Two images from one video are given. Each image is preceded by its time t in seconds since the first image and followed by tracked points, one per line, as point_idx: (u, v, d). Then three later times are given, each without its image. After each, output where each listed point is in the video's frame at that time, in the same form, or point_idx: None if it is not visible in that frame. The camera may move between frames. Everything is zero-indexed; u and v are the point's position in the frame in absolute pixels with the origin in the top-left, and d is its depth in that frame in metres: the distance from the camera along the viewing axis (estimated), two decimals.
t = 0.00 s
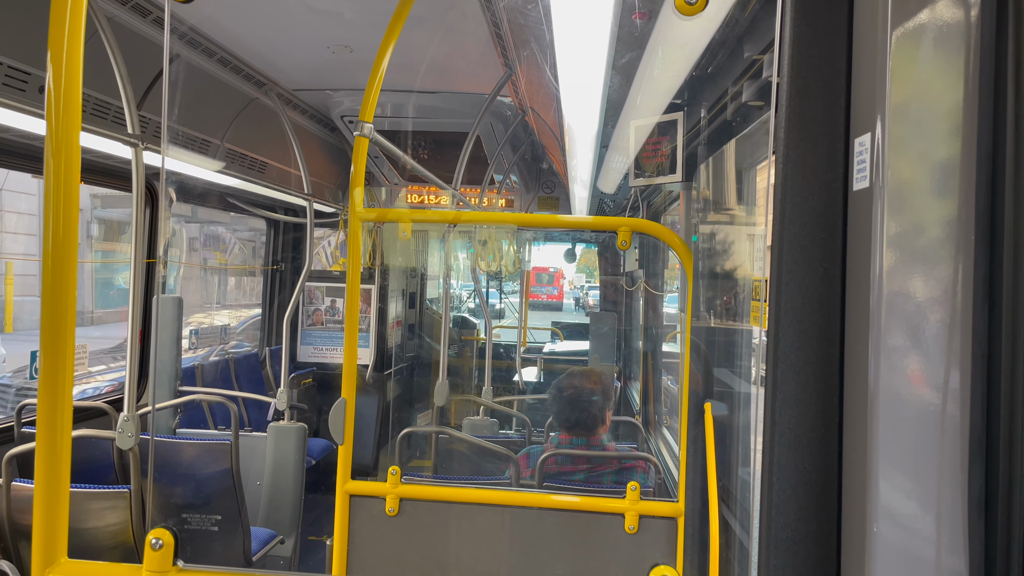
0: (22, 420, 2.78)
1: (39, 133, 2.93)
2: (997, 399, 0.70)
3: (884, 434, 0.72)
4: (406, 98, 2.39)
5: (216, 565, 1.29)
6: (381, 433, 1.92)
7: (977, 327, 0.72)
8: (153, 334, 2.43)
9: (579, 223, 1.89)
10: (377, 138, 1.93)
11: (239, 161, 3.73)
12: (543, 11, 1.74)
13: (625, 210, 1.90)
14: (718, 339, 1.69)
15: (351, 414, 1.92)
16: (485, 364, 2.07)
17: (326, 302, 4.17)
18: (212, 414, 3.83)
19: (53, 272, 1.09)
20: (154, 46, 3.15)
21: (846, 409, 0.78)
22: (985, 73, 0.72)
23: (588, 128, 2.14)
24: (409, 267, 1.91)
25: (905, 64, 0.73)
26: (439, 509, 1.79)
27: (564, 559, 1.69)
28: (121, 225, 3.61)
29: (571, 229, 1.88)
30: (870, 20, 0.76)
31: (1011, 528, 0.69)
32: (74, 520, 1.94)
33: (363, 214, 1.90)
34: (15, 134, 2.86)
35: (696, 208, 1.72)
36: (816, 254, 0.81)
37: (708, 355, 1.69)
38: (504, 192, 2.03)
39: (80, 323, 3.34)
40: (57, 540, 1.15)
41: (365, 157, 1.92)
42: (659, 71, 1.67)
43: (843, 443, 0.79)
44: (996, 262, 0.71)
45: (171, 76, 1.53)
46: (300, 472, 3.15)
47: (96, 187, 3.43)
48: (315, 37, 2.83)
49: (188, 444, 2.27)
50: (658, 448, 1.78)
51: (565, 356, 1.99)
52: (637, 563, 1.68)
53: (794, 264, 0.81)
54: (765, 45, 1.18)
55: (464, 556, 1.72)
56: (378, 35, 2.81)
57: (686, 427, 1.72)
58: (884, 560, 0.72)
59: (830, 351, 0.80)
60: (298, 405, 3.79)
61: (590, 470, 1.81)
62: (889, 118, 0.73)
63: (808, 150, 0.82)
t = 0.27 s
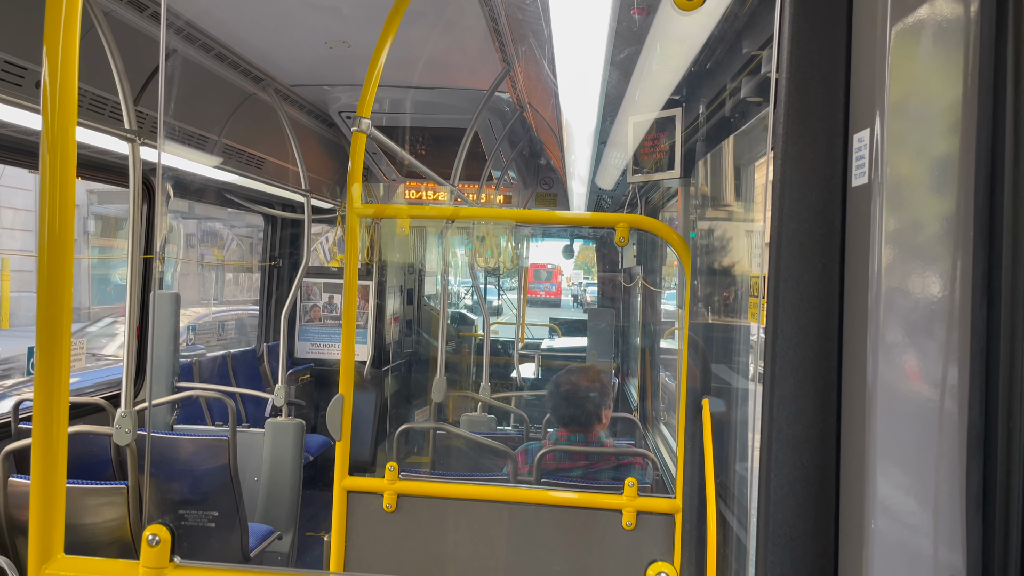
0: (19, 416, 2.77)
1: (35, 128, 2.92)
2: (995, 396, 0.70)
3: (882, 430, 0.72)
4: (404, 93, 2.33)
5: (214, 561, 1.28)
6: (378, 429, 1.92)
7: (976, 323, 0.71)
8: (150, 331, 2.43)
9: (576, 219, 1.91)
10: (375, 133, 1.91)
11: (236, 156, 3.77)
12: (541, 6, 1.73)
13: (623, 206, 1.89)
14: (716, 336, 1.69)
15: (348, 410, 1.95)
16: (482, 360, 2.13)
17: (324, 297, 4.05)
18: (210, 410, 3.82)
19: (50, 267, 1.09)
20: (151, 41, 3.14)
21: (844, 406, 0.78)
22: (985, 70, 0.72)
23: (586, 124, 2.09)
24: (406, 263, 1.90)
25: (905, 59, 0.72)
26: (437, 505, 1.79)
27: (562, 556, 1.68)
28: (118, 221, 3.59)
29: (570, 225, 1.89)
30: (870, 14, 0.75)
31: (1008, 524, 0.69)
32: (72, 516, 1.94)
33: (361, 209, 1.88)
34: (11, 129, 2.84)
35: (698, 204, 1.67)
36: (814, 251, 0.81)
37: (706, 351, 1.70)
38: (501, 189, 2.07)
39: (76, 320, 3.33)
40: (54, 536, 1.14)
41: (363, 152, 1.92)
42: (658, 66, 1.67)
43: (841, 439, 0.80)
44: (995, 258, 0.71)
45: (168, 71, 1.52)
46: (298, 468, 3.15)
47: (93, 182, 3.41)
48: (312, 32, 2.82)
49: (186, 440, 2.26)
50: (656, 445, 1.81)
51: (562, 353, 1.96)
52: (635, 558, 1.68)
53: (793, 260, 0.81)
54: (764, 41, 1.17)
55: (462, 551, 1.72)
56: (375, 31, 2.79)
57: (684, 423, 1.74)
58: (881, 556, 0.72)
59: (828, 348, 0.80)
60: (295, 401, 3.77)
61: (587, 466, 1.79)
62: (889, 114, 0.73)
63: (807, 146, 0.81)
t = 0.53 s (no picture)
0: (16, 414, 2.76)
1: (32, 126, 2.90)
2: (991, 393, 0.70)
3: (878, 428, 0.72)
4: (402, 92, 2.56)
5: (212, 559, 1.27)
6: (377, 425, 1.92)
7: (972, 322, 0.72)
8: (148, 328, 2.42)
9: (574, 218, 1.86)
10: (372, 132, 1.85)
11: (234, 155, 3.71)
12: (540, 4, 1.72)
13: (621, 205, 1.88)
14: (712, 333, 1.73)
15: (346, 410, 1.88)
16: (481, 358, 2.10)
17: (322, 295, 4.00)
18: (208, 408, 3.82)
19: (47, 265, 1.09)
20: (148, 39, 3.13)
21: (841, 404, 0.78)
22: (982, 69, 0.72)
23: (583, 124, 2.17)
24: (405, 261, 1.91)
25: (903, 58, 0.72)
26: (434, 503, 1.79)
27: (560, 553, 1.68)
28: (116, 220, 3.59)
29: (567, 224, 1.85)
30: (867, 12, 0.75)
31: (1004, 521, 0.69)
32: (69, 514, 1.94)
33: (358, 207, 1.81)
34: (7, 126, 2.83)
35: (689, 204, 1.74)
36: (811, 249, 0.81)
37: (703, 349, 1.71)
38: (499, 187, 1.99)
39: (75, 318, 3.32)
40: (52, 533, 1.14)
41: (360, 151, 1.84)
42: (657, 64, 1.70)
43: (837, 438, 0.80)
44: (992, 257, 0.71)
45: (166, 69, 1.51)
46: (296, 465, 3.16)
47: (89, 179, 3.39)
48: (310, 30, 2.81)
49: (183, 439, 2.26)
50: (653, 442, 1.79)
51: (561, 352, 1.97)
52: (632, 556, 1.68)
53: (790, 258, 0.81)
54: (761, 40, 1.18)
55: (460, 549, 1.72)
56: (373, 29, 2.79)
57: (682, 421, 1.71)
58: (877, 553, 0.72)
59: (825, 347, 0.81)
60: (293, 400, 3.77)
61: (584, 464, 1.81)
62: (886, 113, 0.73)
63: (805, 144, 0.81)
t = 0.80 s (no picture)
0: (12, 413, 2.75)
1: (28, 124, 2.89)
2: (986, 391, 0.71)
3: (874, 426, 0.73)
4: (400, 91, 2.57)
5: (209, 557, 1.27)
6: (374, 425, 1.92)
7: (968, 320, 0.72)
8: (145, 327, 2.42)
9: (573, 216, 1.84)
10: (369, 131, 1.82)
11: (231, 154, 3.69)
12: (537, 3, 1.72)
13: (618, 205, 1.91)
14: (710, 332, 1.70)
15: (343, 409, 1.89)
16: (478, 357, 2.21)
17: (319, 293, 4.05)
18: (205, 407, 3.82)
19: (43, 264, 1.08)
20: (145, 37, 3.12)
21: (837, 402, 0.79)
22: (978, 68, 0.72)
23: (581, 123, 2.16)
24: (402, 260, 1.90)
25: (899, 57, 0.73)
26: (431, 501, 1.79)
27: (557, 551, 1.68)
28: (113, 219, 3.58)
29: (566, 222, 1.85)
30: (863, 11, 0.76)
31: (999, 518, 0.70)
32: (66, 513, 1.94)
33: (356, 205, 1.85)
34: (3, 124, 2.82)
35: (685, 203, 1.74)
36: (807, 247, 0.81)
37: (700, 348, 1.68)
38: (497, 186, 2.03)
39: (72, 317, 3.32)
40: (49, 532, 1.14)
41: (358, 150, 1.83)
42: (654, 63, 1.70)
43: (834, 436, 0.80)
44: (987, 256, 0.72)
45: (162, 67, 1.50)
46: (293, 464, 3.15)
47: (84, 178, 3.38)
48: (307, 29, 2.80)
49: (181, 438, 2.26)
50: (650, 441, 1.79)
51: (557, 350, 2.06)
52: (629, 554, 1.68)
53: (786, 257, 0.82)
54: (758, 40, 1.18)
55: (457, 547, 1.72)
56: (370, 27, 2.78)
57: (678, 419, 1.70)
58: (873, 550, 0.73)
59: (821, 345, 0.81)
60: (290, 399, 3.76)
61: (582, 462, 1.79)
62: (883, 112, 0.73)
63: (801, 143, 0.82)
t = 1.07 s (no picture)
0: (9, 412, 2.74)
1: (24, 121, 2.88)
2: (983, 388, 0.71)
3: (872, 423, 0.73)
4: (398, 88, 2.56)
5: (206, 555, 1.27)
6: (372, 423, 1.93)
7: (965, 317, 0.72)
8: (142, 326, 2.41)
9: (569, 214, 1.86)
10: (367, 129, 1.84)
11: (229, 152, 3.68)
12: None
13: (615, 202, 1.89)
14: (709, 330, 1.65)
15: (342, 406, 1.91)
16: (476, 355, 2.20)
17: (316, 292, 4.15)
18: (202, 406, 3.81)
19: (40, 261, 1.07)
20: (142, 35, 3.10)
21: (835, 399, 0.79)
22: (976, 65, 0.72)
23: (578, 121, 2.14)
24: (399, 258, 1.98)
25: (897, 54, 0.72)
26: (429, 499, 1.79)
27: (555, 548, 1.67)
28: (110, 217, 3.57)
29: (562, 220, 1.86)
30: (861, 9, 0.75)
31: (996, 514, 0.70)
32: (63, 511, 1.93)
33: (354, 203, 1.88)
34: None
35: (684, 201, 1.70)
36: (805, 244, 0.81)
37: (698, 346, 1.67)
38: (495, 184, 2.01)
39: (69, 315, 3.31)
40: (46, 531, 1.13)
41: (355, 148, 1.84)
42: (652, 61, 1.69)
43: (832, 432, 0.80)
44: (985, 252, 0.72)
45: (160, 65, 1.50)
46: (290, 463, 3.15)
47: (79, 176, 3.36)
48: (304, 26, 2.79)
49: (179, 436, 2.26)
50: (648, 439, 1.80)
51: (554, 348, 2.05)
52: (627, 552, 1.68)
53: (785, 254, 0.82)
54: (755, 38, 1.17)
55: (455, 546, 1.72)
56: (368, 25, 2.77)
57: (676, 417, 1.70)
58: (871, 547, 0.73)
59: (819, 343, 0.81)
60: (287, 397, 3.75)
61: (580, 460, 1.79)
62: (881, 109, 0.73)
63: (799, 140, 0.82)
